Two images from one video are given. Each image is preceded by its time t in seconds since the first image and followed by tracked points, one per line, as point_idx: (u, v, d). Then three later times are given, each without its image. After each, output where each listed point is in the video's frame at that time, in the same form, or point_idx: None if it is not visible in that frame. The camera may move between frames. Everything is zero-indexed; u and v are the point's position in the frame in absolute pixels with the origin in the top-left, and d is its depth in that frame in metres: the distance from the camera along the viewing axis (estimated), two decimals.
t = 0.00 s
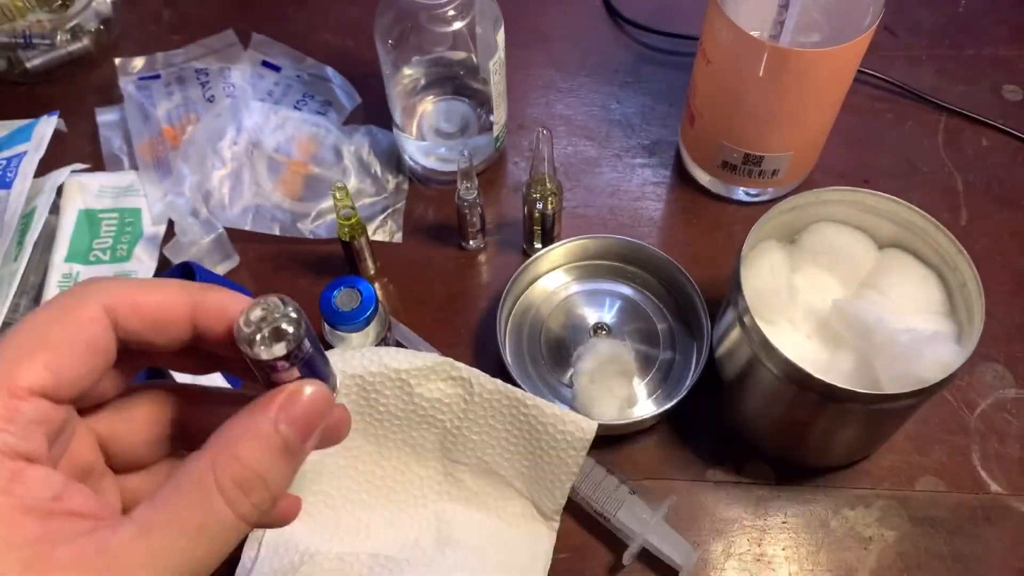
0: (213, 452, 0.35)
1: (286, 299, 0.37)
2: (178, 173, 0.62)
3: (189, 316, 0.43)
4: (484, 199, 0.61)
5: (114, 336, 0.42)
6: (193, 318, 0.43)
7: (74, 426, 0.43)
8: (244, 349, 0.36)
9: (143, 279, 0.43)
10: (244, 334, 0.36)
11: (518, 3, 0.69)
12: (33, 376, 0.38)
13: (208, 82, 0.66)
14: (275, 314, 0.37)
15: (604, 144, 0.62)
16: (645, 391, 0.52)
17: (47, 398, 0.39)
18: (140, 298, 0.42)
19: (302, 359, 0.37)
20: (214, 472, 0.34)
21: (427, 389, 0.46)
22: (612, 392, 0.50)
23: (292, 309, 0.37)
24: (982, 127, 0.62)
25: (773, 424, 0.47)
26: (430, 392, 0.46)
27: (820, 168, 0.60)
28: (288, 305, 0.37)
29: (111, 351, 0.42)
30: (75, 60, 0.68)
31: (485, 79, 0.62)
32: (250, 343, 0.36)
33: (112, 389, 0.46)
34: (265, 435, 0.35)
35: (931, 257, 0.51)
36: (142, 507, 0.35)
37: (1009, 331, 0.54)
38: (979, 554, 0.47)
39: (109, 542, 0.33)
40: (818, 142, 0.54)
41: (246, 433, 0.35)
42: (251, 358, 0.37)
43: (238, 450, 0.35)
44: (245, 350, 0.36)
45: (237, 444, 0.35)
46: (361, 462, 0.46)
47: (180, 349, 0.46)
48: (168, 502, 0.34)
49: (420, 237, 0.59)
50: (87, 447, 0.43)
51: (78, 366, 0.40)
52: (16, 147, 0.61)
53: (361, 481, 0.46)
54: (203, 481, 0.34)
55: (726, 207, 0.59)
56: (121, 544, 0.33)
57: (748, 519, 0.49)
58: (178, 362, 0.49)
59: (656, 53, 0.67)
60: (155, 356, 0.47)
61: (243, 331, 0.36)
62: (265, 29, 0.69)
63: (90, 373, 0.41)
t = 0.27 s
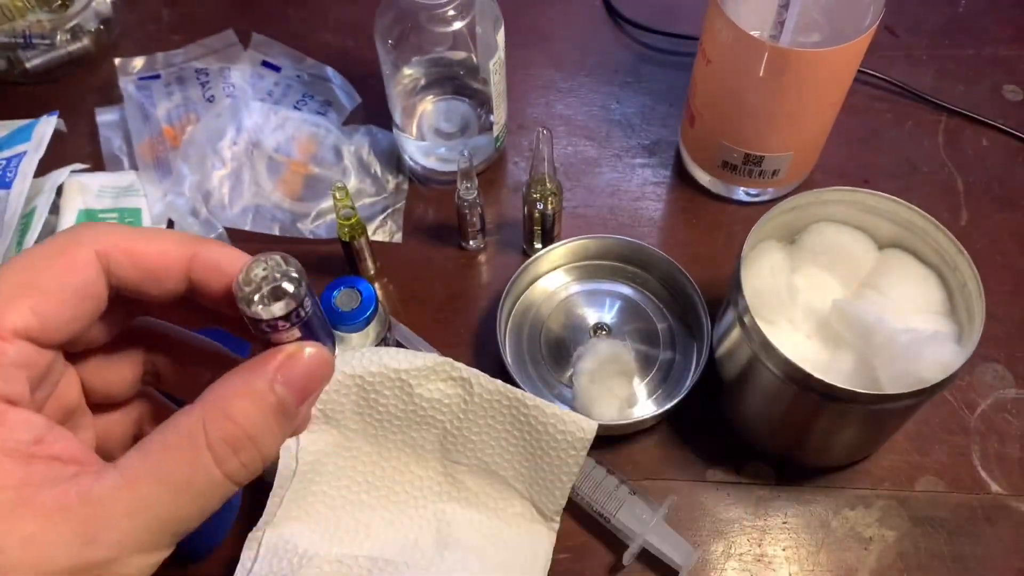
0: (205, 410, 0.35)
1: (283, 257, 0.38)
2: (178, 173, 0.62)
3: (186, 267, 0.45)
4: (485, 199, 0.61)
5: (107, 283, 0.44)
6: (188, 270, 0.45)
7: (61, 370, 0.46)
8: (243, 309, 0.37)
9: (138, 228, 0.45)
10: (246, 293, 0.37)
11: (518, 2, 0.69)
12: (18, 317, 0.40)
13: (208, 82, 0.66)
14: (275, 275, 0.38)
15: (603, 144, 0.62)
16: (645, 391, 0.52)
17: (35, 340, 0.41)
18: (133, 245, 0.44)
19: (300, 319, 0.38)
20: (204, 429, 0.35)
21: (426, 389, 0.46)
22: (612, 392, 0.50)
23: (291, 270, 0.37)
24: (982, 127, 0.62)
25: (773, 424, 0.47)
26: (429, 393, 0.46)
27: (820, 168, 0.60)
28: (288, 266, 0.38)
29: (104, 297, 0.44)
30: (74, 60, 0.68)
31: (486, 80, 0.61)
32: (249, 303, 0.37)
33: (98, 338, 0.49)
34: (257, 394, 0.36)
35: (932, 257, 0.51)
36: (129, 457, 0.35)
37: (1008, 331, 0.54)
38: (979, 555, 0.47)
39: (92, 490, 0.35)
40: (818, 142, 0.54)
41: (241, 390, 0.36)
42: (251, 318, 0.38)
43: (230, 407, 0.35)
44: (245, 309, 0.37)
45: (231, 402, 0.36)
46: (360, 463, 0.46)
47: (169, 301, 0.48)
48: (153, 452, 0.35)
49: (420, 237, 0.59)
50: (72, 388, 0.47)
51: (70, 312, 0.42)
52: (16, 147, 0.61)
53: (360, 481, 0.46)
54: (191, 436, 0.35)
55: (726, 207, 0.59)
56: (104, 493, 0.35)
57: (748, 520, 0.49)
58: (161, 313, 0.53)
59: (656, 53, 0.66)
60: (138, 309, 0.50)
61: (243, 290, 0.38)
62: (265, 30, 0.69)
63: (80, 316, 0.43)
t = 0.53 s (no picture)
0: (142, 388, 0.35)
1: (214, 233, 0.42)
2: (178, 173, 0.62)
3: (119, 247, 0.46)
4: (485, 199, 0.61)
5: (38, 263, 0.45)
6: (122, 249, 0.46)
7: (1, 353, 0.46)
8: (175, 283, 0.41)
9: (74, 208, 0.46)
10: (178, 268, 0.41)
11: (518, 2, 0.69)
12: None
13: (208, 82, 0.66)
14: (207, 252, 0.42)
15: (603, 144, 0.62)
16: (645, 390, 0.52)
17: None
18: (69, 225, 0.45)
19: (233, 291, 0.41)
20: (139, 407, 0.35)
21: (426, 388, 0.46)
22: (612, 392, 0.50)
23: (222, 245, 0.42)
24: (983, 127, 0.62)
25: (774, 424, 0.47)
26: (429, 392, 0.46)
27: (820, 168, 0.60)
28: (218, 243, 0.42)
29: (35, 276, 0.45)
30: (74, 60, 0.68)
31: (486, 80, 0.61)
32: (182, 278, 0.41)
33: (38, 320, 0.49)
34: (195, 370, 0.36)
35: (932, 257, 0.51)
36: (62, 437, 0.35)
37: (1008, 331, 0.54)
38: (980, 555, 0.47)
39: (23, 472, 0.35)
40: (818, 142, 0.54)
41: (179, 365, 0.36)
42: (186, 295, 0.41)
43: (164, 383, 0.35)
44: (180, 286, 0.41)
45: (169, 379, 0.35)
46: (361, 463, 0.46)
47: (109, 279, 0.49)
48: (89, 431, 0.35)
49: (420, 237, 0.59)
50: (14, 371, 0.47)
51: None
52: (15, 147, 0.61)
53: (360, 482, 0.46)
54: (125, 415, 0.35)
55: (726, 206, 0.59)
56: (34, 474, 0.34)
57: (748, 520, 0.49)
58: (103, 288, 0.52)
59: (656, 53, 0.66)
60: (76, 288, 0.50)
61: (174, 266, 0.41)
62: (265, 29, 0.69)
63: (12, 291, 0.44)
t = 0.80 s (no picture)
0: (225, 462, 0.36)
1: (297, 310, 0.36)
2: (178, 173, 0.62)
3: (194, 325, 0.44)
4: (485, 199, 0.61)
5: (119, 339, 0.43)
6: (200, 323, 0.44)
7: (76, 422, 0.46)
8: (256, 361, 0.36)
9: (139, 287, 0.44)
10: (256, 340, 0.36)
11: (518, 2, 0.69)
12: (31, 377, 0.39)
13: (208, 82, 0.66)
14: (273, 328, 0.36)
15: (603, 144, 0.62)
16: (645, 390, 0.52)
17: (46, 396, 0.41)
18: (149, 303, 0.43)
19: (311, 369, 0.36)
20: (222, 480, 0.36)
21: (426, 389, 0.46)
22: (612, 392, 0.50)
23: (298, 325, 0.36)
24: (982, 126, 0.62)
25: (774, 424, 0.47)
26: (429, 393, 0.46)
27: (820, 168, 0.60)
28: (280, 316, 0.36)
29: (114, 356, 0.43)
30: (74, 60, 0.68)
31: (486, 80, 0.61)
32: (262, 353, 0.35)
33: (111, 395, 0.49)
34: (274, 446, 0.37)
35: (931, 257, 0.51)
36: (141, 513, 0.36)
37: (1008, 332, 0.54)
38: (980, 555, 0.47)
39: (110, 548, 0.35)
40: (818, 142, 0.54)
41: (252, 446, 0.36)
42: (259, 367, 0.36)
43: (248, 459, 0.36)
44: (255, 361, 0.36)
45: (247, 456, 0.36)
46: (360, 463, 0.46)
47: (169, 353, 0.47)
48: (172, 505, 0.36)
49: (420, 237, 0.59)
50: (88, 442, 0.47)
51: (82, 368, 0.41)
52: (15, 147, 0.61)
53: (359, 482, 0.46)
54: (208, 490, 0.36)
55: (726, 207, 0.59)
56: (120, 551, 0.34)
57: (748, 520, 0.49)
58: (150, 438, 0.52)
59: (656, 53, 0.66)
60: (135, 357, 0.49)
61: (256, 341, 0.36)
62: (265, 30, 0.69)
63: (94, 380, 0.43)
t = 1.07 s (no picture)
0: (239, 430, 0.36)
1: (300, 282, 0.40)
2: (178, 173, 0.62)
3: (226, 292, 0.45)
4: (485, 199, 0.61)
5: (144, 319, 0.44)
6: (229, 293, 0.45)
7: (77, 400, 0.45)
8: (268, 335, 0.38)
9: (180, 262, 0.45)
10: (264, 316, 0.39)
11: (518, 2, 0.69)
12: (56, 353, 0.40)
13: (208, 82, 0.66)
14: (277, 297, 0.39)
15: (603, 144, 0.62)
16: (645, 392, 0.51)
17: (66, 371, 0.41)
18: (174, 279, 0.44)
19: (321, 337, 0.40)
20: (235, 449, 0.36)
21: (465, 416, 0.48)
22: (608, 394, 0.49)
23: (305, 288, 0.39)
24: (983, 127, 0.62)
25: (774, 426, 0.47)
26: (465, 418, 0.48)
27: (820, 168, 0.60)
28: (283, 286, 0.40)
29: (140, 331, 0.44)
30: (74, 60, 0.68)
31: (486, 80, 0.61)
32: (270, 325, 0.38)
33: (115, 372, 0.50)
34: (290, 416, 0.37)
35: (931, 257, 0.51)
36: (157, 479, 0.35)
37: (1008, 332, 0.54)
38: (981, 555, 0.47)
39: (129, 515, 0.35)
40: (818, 142, 0.54)
41: (268, 411, 0.36)
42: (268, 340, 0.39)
43: (262, 430, 0.36)
44: (265, 334, 0.39)
45: (259, 426, 0.36)
46: (381, 469, 0.49)
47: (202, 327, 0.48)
48: (186, 474, 0.35)
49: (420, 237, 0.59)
50: (99, 412, 0.47)
51: (105, 348, 0.42)
52: (15, 147, 0.61)
53: (373, 487, 0.49)
54: (223, 459, 0.35)
55: (727, 207, 0.59)
56: (136, 518, 0.34)
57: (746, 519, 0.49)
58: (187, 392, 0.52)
59: (656, 53, 0.66)
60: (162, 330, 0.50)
61: (262, 317, 0.39)
62: (265, 30, 0.69)
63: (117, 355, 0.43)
